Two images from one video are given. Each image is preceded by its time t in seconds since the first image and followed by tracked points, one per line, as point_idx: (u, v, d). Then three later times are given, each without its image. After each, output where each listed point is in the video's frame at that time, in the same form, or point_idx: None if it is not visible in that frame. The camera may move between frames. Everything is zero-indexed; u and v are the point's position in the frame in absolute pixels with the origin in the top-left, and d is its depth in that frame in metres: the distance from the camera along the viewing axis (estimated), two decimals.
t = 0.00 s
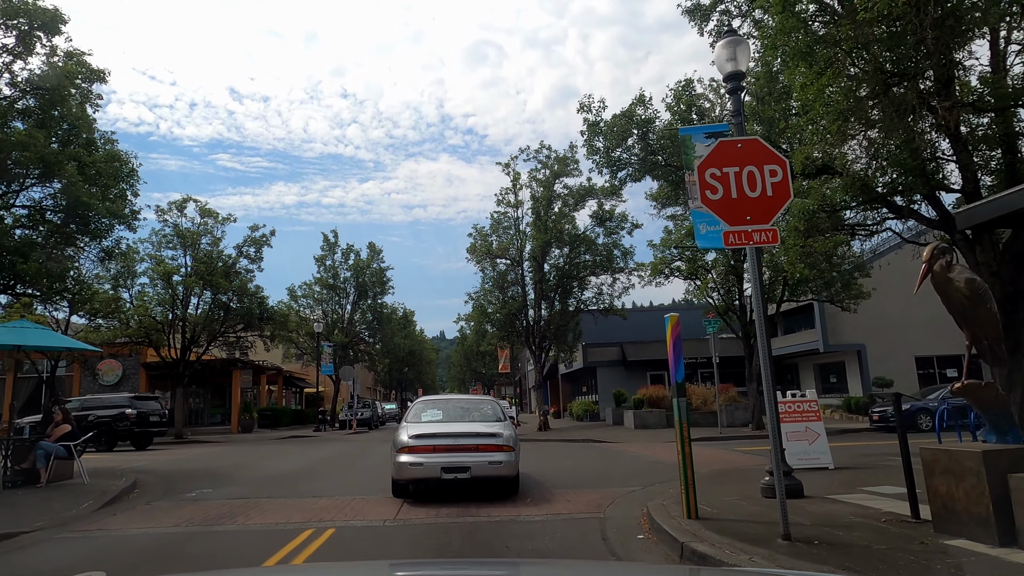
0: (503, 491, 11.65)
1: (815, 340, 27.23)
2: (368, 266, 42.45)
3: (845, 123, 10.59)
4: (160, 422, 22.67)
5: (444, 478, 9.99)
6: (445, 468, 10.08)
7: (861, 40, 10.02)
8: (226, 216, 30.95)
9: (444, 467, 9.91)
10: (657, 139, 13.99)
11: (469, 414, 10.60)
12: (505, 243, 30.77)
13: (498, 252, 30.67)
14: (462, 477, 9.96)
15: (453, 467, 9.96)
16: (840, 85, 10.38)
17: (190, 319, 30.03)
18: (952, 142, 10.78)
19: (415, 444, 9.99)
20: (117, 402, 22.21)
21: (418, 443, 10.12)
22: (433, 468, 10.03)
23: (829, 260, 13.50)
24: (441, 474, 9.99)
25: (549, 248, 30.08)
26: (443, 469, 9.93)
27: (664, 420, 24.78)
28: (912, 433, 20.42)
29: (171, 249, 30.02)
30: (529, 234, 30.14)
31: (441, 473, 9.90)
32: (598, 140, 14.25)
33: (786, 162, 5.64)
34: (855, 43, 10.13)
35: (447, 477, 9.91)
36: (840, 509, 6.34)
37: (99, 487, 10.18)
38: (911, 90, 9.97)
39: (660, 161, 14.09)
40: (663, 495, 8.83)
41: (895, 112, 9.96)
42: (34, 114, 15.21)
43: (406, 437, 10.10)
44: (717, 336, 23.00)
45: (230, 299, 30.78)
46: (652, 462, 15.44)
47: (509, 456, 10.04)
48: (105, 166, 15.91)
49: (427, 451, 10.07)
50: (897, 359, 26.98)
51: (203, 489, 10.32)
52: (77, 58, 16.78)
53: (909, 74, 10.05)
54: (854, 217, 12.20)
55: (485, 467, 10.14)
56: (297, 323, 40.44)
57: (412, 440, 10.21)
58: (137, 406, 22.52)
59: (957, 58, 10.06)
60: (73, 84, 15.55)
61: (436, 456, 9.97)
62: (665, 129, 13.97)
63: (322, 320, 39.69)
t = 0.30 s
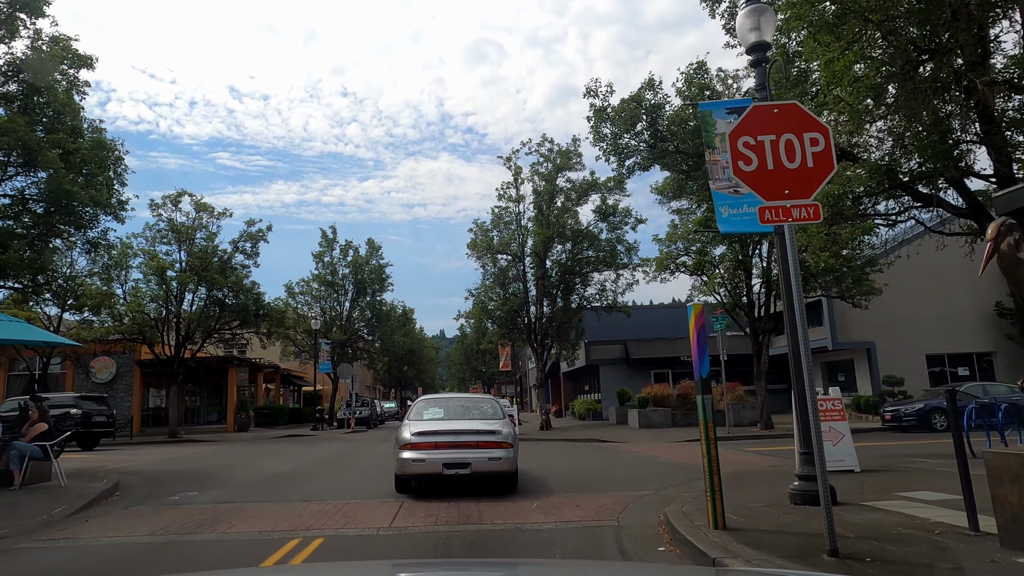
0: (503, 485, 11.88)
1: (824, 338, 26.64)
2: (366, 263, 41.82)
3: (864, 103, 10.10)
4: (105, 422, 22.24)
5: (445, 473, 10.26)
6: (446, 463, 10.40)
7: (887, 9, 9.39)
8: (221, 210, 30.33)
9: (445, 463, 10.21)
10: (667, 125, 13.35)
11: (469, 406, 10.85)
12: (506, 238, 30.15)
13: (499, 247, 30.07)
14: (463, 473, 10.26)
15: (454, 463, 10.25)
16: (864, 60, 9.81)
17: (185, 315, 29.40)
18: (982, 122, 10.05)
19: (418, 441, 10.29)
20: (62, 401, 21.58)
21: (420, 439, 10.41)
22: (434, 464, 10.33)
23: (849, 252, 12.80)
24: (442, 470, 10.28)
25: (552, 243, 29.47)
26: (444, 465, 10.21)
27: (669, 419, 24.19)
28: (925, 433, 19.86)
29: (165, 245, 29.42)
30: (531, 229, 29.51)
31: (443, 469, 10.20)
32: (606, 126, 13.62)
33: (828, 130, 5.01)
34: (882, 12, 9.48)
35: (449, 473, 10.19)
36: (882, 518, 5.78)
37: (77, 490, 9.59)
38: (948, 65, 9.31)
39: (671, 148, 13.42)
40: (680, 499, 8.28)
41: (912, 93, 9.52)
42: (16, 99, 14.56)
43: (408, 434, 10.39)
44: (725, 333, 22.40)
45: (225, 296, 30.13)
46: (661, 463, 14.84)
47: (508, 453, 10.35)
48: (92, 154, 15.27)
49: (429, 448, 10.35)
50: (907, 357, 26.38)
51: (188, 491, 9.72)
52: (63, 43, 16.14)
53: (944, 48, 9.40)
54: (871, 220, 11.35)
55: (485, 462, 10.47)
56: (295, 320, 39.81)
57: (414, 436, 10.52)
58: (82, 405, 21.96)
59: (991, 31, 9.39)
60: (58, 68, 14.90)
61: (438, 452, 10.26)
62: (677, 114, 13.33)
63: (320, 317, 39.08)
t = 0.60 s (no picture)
0: (501, 481, 12.13)
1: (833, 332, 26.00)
2: (364, 259, 41.16)
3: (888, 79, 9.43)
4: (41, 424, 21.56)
5: (446, 469, 10.51)
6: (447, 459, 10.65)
7: None
8: (214, 205, 29.64)
9: (447, 459, 10.47)
10: (677, 107, 12.69)
11: (469, 402, 11.09)
12: (507, 233, 29.49)
13: (499, 242, 29.42)
14: (463, 468, 10.52)
15: (455, 458, 10.50)
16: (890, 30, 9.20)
17: (178, 313, 28.75)
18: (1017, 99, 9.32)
19: (420, 438, 10.50)
20: None
21: (421, 435, 10.63)
22: (436, 460, 10.56)
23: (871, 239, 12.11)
24: (443, 465, 10.52)
25: (553, 238, 28.82)
26: (445, 461, 10.46)
27: (675, 417, 23.52)
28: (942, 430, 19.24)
29: (158, 240, 28.75)
30: (532, 223, 28.85)
31: (444, 465, 10.45)
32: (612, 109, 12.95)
33: (885, 83, 4.32)
34: None
35: (449, 469, 10.43)
36: (937, 528, 5.14)
37: (49, 495, 8.95)
38: (990, 32, 8.42)
39: (681, 132, 12.75)
40: (701, 504, 7.65)
41: (939, 71, 8.87)
42: None
43: (410, 431, 10.60)
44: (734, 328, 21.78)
45: (219, 292, 29.42)
46: (671, 463, 14.20)
47: (507, 448, 10.63)
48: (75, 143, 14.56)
49: (430, 444, 10.60)
50: (919, 352, 25.72)
51: (169, 497, 9.06)
52: (43, 27, 15.42)
53: (982, 12, 8.57)
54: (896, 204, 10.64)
55: (485, 458, 10.74)
56: (291, 318, 39.16)
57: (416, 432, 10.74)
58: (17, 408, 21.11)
59: None
60: (37, 52, 14.17)
61: (439, 448, 10.51)
62: (687, 95, 12.66)
63: (316, 315, 38.40)
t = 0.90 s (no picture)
0: (503, 480, 12.29)
1: (843, 328, 25.38)
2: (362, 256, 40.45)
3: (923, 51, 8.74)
4: None
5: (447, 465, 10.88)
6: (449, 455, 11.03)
7: None
8: (208, 199, 28.91)
9: (447, 455, 10.83)
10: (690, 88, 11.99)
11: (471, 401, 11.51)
12: (507, 227, 28.78)
13: (499, 237, 28.72)
14: (463, 464, 10.89)
15: (455, 454, 10.85)
16: None
17: (171, 310, 28.02)
18: None
19: (422, 435, 10.91)
20: None
21: (424, 433, 11.04)
22: (437, 456, 10.95)
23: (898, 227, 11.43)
24: (444, 461, 10.91)
25: (554, 232, 28.12)
26: (446, 457, 10.85)
27: (682, 415, 22.86)
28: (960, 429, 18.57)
29: (150, 236, 28.02)
30: (533, 217, 28.14)
31: (445, 461, 10.81)
32: (621, 91, 12.26)
33: (968, 18, 3.62)
34: None
35: (450, 464, 10.81)
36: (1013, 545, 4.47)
37: (12, 501, 8.24)
38: None
39: (693, 114, 12.05)
40: (726, 512, 6.95)
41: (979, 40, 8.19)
42: None
43: (413, 428, 11.02)
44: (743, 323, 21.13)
45: (213, 289, 28.69)
46: (683, 464, 13.51)
47: (506, 445, 11.01)
48: (54, 129, 13.72)
49: (432, 441, 11.00)
50: (931, 349, 25.06)
51: (144, 503, 8.37)
52: (21, 7, 14.64)
53: None
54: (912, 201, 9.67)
55: (486, 455, 11.10)
56: (288, 316, 38.43)
57: (419, 429, 11.16)
58: None
59: None
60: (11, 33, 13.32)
61: (440, 445, 10.90)
62: (700, 75, 12.05)
63: (313, 312, 37.68)
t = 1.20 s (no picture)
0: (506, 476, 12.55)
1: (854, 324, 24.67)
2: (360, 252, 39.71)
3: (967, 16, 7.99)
4: None
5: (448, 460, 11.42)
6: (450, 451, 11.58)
7: None
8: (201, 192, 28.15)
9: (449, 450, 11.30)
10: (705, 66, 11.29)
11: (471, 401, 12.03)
12: (508, 221, 28.06)
13: (500, 231, 28.01)
14: (463, 459, 11.41)
15: (456, 450, 11.37)
16: None
17: (163, 306, 27.29)
18: None
19: (425, 432, 11.38)
20: None
21: (426, 429, 11.53)
22: (439, 451, 11.49)
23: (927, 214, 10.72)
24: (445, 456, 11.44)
25: (557, 226, 27.40)
26: (447, 453, 11.39)
27: (689, 414, 22.24)
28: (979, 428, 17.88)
29: (141, 230, 27.28)
30: (535, 210, 27.42)
31: (445, 456, 11.31)
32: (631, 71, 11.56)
33: None
34: None
35: (450, 460, 11.34)
36: None
37: None
38: None
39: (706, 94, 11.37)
40: (760, 522, 6.25)
41: None
42: None
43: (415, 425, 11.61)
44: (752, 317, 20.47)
45: (207, 285, 27.92)
46: (696, 465, 12.85)
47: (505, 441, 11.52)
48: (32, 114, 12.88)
49: (434, 437, 11.52)
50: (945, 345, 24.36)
51: (115, 511, 7.74)
52: None
53: None
54: (950, 180, 9.00)
55: (485, 451, 11.66)
56: (285, 312, 37.72)
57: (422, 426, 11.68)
58: None
59: None
60: None
61: (441, 440, 11.43)
62: (717, 49, 11.35)
63: (310, 309, 36.95)
